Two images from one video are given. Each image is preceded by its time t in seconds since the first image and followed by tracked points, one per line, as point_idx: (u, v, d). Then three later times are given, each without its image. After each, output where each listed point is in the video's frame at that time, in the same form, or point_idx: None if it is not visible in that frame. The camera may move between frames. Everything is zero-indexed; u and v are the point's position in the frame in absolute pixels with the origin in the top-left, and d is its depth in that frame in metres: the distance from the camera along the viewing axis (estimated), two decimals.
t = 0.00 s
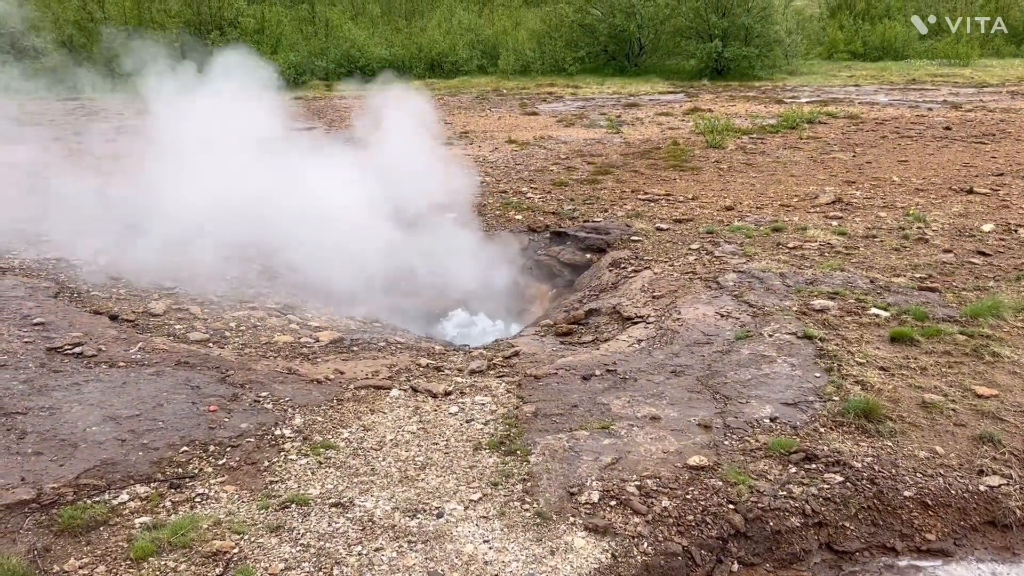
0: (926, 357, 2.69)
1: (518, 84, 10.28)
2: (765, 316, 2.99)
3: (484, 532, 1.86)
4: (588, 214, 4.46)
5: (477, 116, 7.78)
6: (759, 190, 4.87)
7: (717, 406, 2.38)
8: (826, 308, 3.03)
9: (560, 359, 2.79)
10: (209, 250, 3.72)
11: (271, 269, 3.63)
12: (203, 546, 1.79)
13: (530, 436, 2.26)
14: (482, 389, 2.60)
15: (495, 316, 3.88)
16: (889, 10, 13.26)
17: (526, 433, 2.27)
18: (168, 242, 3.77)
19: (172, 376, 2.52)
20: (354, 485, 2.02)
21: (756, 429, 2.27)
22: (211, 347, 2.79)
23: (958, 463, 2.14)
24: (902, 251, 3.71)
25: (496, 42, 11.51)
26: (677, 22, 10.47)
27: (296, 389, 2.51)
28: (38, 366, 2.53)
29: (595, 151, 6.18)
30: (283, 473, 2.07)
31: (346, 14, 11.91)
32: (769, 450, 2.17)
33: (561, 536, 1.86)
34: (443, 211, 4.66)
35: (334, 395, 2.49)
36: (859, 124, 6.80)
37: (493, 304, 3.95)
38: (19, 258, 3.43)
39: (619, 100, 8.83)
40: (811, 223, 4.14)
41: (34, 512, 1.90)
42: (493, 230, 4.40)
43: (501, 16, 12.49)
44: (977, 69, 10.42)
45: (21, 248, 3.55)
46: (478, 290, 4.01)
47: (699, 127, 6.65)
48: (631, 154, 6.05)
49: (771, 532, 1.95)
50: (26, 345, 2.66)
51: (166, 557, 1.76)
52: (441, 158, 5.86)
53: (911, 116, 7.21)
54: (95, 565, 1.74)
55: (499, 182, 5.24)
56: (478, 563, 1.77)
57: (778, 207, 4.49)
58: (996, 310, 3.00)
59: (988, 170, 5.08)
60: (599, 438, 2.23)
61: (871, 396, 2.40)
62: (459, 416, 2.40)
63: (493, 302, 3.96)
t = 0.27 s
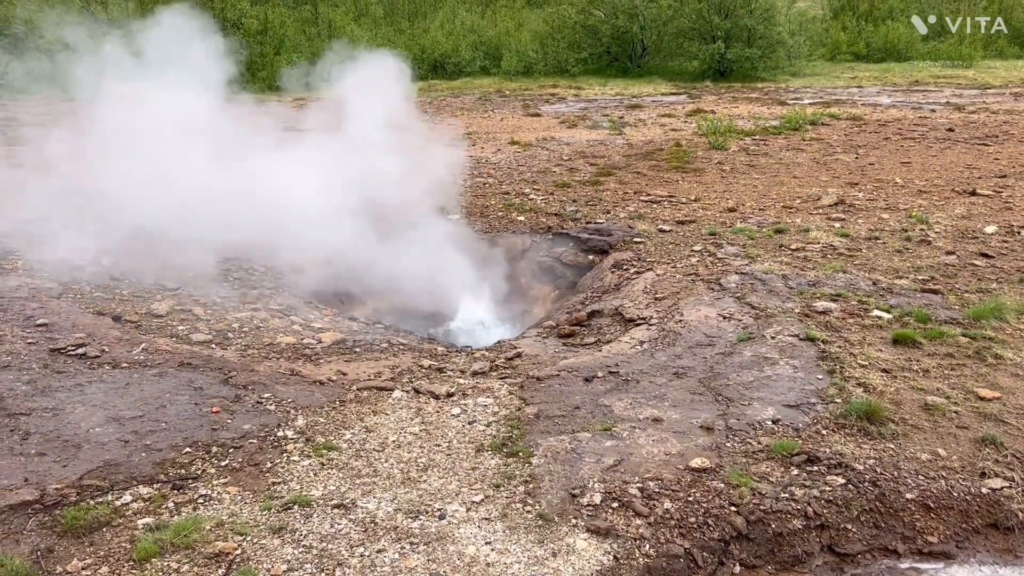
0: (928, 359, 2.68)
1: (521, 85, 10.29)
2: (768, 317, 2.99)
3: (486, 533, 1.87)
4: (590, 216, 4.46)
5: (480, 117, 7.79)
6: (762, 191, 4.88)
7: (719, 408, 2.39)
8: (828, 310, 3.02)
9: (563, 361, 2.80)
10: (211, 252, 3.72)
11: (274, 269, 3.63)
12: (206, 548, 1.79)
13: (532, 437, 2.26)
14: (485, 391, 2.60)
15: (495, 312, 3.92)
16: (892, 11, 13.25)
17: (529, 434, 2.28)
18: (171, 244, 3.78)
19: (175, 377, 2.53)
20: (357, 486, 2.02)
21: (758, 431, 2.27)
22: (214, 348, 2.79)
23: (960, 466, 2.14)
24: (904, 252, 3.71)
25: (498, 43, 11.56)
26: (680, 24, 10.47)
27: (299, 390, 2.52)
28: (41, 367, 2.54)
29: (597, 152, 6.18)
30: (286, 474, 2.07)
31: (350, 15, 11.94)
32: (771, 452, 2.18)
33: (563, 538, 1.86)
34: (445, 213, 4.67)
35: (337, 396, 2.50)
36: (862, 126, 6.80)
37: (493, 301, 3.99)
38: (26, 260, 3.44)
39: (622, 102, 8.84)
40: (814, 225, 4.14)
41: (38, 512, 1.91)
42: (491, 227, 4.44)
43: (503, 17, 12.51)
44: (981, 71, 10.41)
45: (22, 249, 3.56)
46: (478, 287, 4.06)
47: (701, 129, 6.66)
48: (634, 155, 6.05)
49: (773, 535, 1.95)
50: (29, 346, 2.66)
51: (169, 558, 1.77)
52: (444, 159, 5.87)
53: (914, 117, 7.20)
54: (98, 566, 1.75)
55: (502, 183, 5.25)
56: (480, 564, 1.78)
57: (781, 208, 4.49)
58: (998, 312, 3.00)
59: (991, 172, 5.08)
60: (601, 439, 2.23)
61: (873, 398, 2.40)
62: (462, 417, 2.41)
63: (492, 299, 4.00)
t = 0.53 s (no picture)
0: (931, 360, 2.68)
1: (523, 85, 10.30)
2: (770, 317, 2.99)
3: (489, 533, 1.87)
4: (593, 216, 4.46)
5: (483, 117, 7.80)
6: (764, 191, 4.88)
7: (721, 408, 2.38)
8: (831, 310, 3.02)
9: (565, 361, 2.80)
10: (213, 251, 3.73)
11: (277, 269, 3.64)
12: (209, 547, 1.79)
13: (534, 437, 2.26)
14: (487, 391, 2.60)
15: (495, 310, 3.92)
16: (895, 11, 13.23)
17: (531, 434, 2.28)
18: (173, 244, 3.79)
19: (178, 377, 2.53)
20: (360, 486, 2.03)
21: (760, 431, 2.27)
22: (217, 348, 2.80)
23: (963, 466, 2.14)
24: (907, 252, 3.70)
25: (501, 43, 11.61)
26: (683, 24, 10.47)
27: (302, 390, 2.52)
28: (45, 367, 2.54)
29: (600, 152, 6.18)
30: (288, 474, 2.08)
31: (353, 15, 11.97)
32: (774, 452, 2.18)
33: (565, 537, 1.87)
34: (447, 212, 4.68)
35: (339, 396, 2.50)
36: (864, 125, 6.80)
37: (493, 298, 3.99)
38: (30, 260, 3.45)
39: (624, 102, 8.84)
40: (817, 225, 4.14)
41: (41, 512, 1.91)
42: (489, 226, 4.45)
43: (506, 17, 12.53)
44: (984, 71, 10.40)
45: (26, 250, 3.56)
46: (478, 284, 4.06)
47: (704, 128, 6.65)
48: (637, 155, 6.05)
49: (776, 535, 1.95)
50: (32, 346, 2.67)
51: (172, 558, 1.77)
52: (447, 159, 5.88)
53: (917, 117, 7.19)
54: (102, 565, 1.75)
55: (504, 183, 5.25)
56: (482, 564, 1.78)
57: (783, 208, 4.49)
58: (1001, 312, 3.00)
59: (994, 171, 5.07)
60: (604, 439, 2.23)
61: (876, 398, 2.40)
62: (464, 417, 2.41)
63: (492, 295, 4.01)
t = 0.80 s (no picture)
0: (934, 359, 2.68)
1: (526, 85, 10.30)
2: (773, 317, 2.99)
3: (491, 532, 1.87)
4: (595, 215, 4.46)
5: (485, 117, 7.80)
6: (767, 190, 4.87)
7: (724, 408, 2.38)
8: (833, 309, 3.02)
9: (568, 360, 2.80)
10: (217, 250, 3.73)
11: (280, 268, 3.65)
12: (212, 546, 1.80)
13: (537, 436, 2.26)
14: (490, 390, 2.60)
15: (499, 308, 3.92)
16: (898, 10, 13.21)
17: (533, 434, 2.28)
18: (177, 243, 3.79)
19: (181, 376, 2.53)
20: (362, 486, 2.03)
21: (763, 431, 2.27)
22: (219, 348, 2.80)
23: (966, 465, 2.13)
24: (909, 252, 3.70)
25: (504, 42, 11.66)
26: (685, 23, 10.47)
27: (305, 389, 2.52)
28: (47, 366, 2.55)
29: (603, 152, 6.18)
30: (291, 473, 2.08)
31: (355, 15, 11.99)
32: (776, 451, 2.17)
33: (568, 537, 1.86)
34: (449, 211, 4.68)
35: (342, 396, 2.50)
36: (867, 125, 6.78)
37: (497, 296, 3.99)
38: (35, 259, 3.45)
39: (627, 101, 8.84)
40: (819, 224, 4.14)
41: (44, 511, 1.91)
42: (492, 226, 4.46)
43: (508, 16, 12.55)
44: (987, 70, 10.38)
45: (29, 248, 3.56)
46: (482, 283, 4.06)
47: (706, 128, 6.64)
48: (639, 154, 6.04)
49: (779, 534, 1.94)
50: (35, 346, 2.67)
51: (175, 557, 1.77)
52: (449, 159, 5.88)
53: (919, 116, 7.18)
54: (105, 564, 1.75)
55: (507, 183, 5.25)
56: (485, 563, 1.78)
57: (786, 208, 4.49)
58: (1005, 312, 2.99)
59: (998, 171, 5.06)
60: (606, 439, 2.23)
61: (878, 397, 2.39)
62: (467, 417, 2.41)
63: (495, 294, 4.02)
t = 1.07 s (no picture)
0: (937, 358, 2.68)
1: (528, 84, 10.30)
2: (775, 316, 2.99)
3: (494, 532, 1.87)
4: (597, 215, 4.46)
5: (487, 116, 7.80)
6: (769, 190, 4.87)
7: (726, 407, 2.38)
8: (836, 309, 3.02)
9: (570, 360, 2.80)
10: (219, 251, 3.74)
11: (282, 268, 3.65)
12: (216, 545, 1.80)
13: (539, 436, 2.26)
14: (492, 390, 2.60)
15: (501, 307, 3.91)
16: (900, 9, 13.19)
17: (536, 433, 2.28)
18: (180, 242, 3.80)
19: (184, 376, 2.54)
20: (365, 485, 2.03)
21: (766, 430, 2.26)
22: (222, 347, 2.80)
23: (969, 465, 2.13)
24: (912, 251, 3.69)
25: (506, 42, 11.70)
26: (687, 22, 10.46)
27: (307, 389, 2.52)
28: (51, 366, 2.55)
29: (605, 151, 6.17)
30: (294, 473, 2.08)
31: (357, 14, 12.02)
32: (779, 451, 2.17)
33: (571, 536, 1.87)
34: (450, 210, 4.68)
35: (345, 395, 2.51)
36: (870, 124, 6.77)
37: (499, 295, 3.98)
38: (39, 259, 3.46)
39: (629, 101, 8.84)
40: (822, 223, 4.14)
41: (48, 510, 1.92)
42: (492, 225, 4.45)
43: (510, 16, 12.55)
44: (990, 69, 10.36)
45: (30, 248, 3.56)
46: (482, 281, 4.05)
47: (709, 127, 6.63)
48: (641, 154, 6.04)
49: (781, 533, 1.95)
50: (38, 345, 2.68)
51: (178, 556, 1.78)
52: (451, 158, 5.88)
53: (921, 115, 7.18)
54: (108, 564, 1.76)
55: (508, 183, 5.24)
56: (488, 562, 1.78)
57: (789, 207, 4.48)
58: (1007, 311, 2.99)
59: (1000, 170, 5.05)
60: (608, 438, 2.23)
61: (881, 397, 2.39)
62: (469, 416, 2.41)
63: (497, 293, 4.01)
